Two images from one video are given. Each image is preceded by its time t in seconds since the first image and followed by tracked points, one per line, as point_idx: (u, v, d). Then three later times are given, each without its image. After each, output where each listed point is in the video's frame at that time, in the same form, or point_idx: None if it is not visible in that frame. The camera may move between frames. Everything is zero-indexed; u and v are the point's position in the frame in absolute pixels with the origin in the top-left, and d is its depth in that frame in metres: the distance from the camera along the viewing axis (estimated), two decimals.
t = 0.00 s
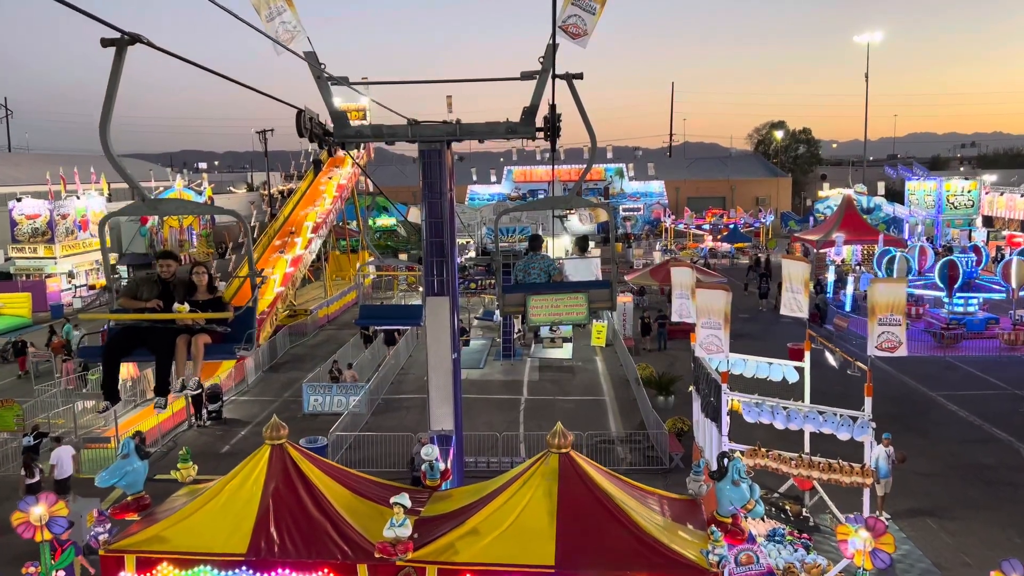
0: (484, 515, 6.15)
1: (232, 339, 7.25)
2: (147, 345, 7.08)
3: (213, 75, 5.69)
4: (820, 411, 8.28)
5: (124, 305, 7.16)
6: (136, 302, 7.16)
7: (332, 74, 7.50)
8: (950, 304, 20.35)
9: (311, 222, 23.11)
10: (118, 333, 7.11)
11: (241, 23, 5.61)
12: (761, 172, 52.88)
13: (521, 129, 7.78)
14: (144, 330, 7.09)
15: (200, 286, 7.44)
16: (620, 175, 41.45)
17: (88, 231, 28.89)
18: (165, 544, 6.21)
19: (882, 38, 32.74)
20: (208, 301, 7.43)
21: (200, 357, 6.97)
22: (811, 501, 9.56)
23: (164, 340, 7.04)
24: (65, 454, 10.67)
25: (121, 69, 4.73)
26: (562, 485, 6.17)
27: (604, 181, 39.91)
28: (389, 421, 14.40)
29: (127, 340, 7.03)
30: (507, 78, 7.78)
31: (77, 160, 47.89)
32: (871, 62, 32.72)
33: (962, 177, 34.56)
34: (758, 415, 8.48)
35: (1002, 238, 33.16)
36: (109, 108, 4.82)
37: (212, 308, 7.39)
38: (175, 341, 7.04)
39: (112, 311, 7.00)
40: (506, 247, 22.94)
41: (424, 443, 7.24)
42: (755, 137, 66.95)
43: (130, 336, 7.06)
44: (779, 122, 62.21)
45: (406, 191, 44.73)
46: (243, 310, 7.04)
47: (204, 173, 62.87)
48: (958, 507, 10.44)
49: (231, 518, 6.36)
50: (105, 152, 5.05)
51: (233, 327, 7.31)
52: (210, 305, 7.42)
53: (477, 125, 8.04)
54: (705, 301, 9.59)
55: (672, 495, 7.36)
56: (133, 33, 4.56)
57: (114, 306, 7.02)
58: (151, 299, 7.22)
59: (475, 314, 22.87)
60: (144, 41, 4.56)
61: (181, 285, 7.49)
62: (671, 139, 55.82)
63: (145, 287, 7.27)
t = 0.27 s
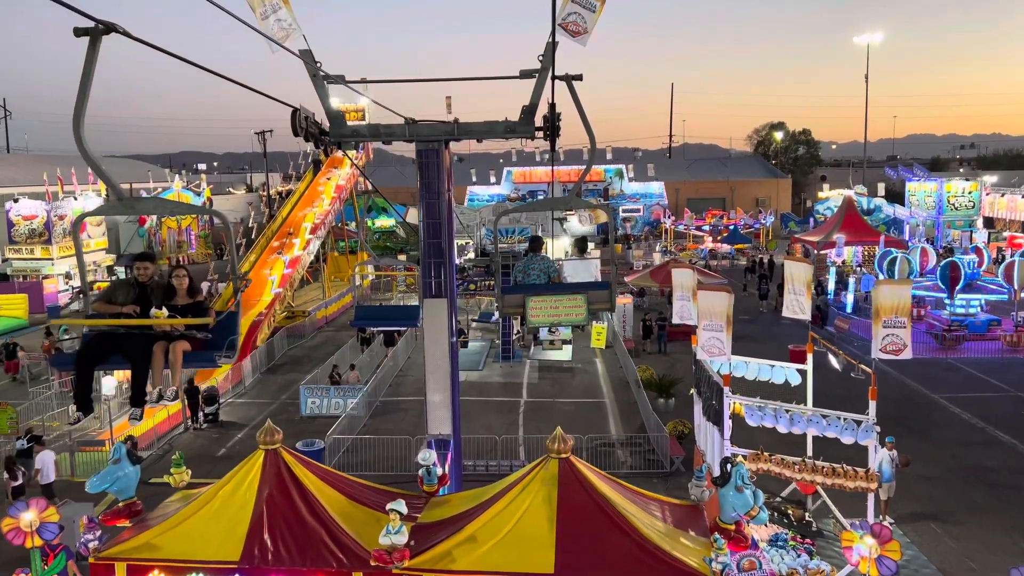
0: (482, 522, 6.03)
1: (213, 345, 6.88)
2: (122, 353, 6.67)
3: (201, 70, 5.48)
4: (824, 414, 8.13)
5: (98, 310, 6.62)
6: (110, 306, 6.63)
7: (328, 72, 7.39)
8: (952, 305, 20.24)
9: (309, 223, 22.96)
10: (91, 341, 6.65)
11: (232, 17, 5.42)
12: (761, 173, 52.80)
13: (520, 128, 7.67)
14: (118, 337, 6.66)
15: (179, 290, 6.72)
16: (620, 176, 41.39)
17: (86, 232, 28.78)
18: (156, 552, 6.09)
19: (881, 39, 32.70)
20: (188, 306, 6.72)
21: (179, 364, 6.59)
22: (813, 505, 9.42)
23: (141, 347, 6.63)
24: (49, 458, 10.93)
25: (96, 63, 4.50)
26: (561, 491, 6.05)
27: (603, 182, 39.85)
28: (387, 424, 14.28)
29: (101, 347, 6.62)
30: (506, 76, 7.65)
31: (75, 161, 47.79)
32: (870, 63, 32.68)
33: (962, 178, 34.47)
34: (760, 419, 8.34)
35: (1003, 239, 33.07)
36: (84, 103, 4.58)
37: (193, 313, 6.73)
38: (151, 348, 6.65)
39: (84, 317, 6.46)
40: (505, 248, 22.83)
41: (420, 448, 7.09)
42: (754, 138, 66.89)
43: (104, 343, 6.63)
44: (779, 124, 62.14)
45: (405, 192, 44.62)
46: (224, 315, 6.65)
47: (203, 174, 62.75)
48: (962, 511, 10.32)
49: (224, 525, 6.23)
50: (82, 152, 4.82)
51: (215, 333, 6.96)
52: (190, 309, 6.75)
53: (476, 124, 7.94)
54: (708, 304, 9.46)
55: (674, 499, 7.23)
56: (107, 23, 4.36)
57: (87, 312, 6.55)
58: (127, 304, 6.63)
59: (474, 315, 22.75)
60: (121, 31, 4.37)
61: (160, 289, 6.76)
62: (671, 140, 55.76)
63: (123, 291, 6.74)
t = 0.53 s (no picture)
0: (480, 528, 5.89)
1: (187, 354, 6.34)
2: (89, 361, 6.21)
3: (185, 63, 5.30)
4: (828, 418, 8.03)
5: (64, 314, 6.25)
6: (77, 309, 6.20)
7: (324, 69, 7.26)
8: (954, 307, 20.11)
9: (307, 223, 22.81)
10: (57, 347, 6.22)
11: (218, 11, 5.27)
12: (761, 173, 52.70)
13: (518, 126, 7.52)
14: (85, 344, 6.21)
15: (152, 294, 6.54)
16: (619, 177, 41.36)
17: (83, 233, 28.61)
18: (146, 559, 5.94)
19: (882, 40, 32.62)
20: (161, 311, 6.53)
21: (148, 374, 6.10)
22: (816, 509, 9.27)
23: (110, 354, 6.18)
24: (29, 459, 10.71)
25: (63, 49, 4.31)
26: (560, 497, 5.91)
27: (602, 183, 39.80)
28: (384, 426, 14.13)
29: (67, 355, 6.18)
30: (505, 73, 7.52)
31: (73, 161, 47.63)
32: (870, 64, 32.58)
33: (963, 179, 34.36)
34: (764, 423, 8.21)
35: (1004, 240, 32.95)
36: (51, 93, 4.41)
37: (166, 319, 6.51)
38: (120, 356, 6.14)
39: (48, 321, 6.16)
40: (504, 249, 22.70)
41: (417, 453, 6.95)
42: (754, 138, 66.81)
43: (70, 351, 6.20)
44: (778, 124, 62.04)
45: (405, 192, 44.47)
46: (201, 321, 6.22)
47: (201, 174, 62.59)
48: (966, 515, 10.18)
49: (216, 532, 6.09)
50: (48, 147, 4.60)
51: (189, 341, 6.40)
52: (163, 316, 6.55)
53: (474, 122, 7.81)
54: (710, 307, 9.21)
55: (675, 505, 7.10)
56: (73, 8, 4.19)
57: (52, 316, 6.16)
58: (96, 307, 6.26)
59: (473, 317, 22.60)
60: (88, 17, 4.21)
61: (130, 292, 6.57)
62: (671, 141, 55.67)
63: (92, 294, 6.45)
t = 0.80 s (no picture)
0: (477, 535, 5.76)
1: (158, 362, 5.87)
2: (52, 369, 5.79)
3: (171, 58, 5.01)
4: (832, 421, 7.91)
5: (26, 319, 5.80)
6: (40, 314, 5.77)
7: (319, 66, 7.13)
8: (956, 308, 20.00)
9: (305, 223, 22.66)
10: (18, 355, 5.80)
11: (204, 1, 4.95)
12: (761, 174, 52.63)
13: (517, 123, 7.40)
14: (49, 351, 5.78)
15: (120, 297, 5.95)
16: (619, 178, 41.30)
17: (80, 232, 28.45)
18: (136, 566, 5.80)
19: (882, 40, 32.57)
20: (129, 315, 5.94)
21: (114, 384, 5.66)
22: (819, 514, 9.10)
23: (73, 362, 5.72)
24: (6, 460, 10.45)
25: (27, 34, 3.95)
26: (560, 503, 5.78)
27: (602, 183, 39.73)
28: (382, 428, 14.00)
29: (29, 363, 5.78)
30: (505, 70, 7.39)
31: (71, 161, 47.44)
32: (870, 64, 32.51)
33: (964, 180, 34.29)
34: (767, 426, 8.07)
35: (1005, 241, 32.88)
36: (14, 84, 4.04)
37: (135, 324, 5.91)
38: (85, 364, 5.70)
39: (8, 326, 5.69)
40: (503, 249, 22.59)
41: (414, 457, 6.83)
42: (754, 139, 66.74)
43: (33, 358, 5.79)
44: (778, 125, 61.97)
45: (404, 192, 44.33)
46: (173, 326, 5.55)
47: (199, 174, 62.41)
48: (971, 519, 10.06)
49: (208, 538, 5.95)
50: (12, 142, 4.19)
51: (160, 348, 5.92)
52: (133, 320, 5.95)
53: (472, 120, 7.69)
54: (712, 309, 9.10)
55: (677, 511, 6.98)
56: None
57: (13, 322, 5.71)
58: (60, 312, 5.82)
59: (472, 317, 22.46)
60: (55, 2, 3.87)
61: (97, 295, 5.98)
62: (671, 141, 55.57)
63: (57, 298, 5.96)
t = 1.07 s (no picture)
0: (473, 541, 5.62)
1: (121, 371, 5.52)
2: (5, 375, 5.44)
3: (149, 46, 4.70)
4: (835, 424, 7.79)
5: None
6: None
7: (314, 62, 7.02)
8: (956, 308, 19.90)
9: (302, 222, 22.52)
10: None
11: None
12: (760, 173, 52.58)
13: (514, 120, 7.28)
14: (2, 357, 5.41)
15: (83, 300, 5.59)
16: (618, 177, 41.19)
17: (76, 231, 28.31)
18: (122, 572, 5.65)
19: (881, 39, 32.51)
20: (92, 320, 5.59)
21: (74, 395, 5.31)
22: (820, 517, 8.90)
23: (28, 370, 5.40)
24: None
25: None
26: (557, 508, 5.65)
27: (601, 182, 39.75)
28: (378, 429, 13.86)
29: None
30: (502, 66, 7.27)
31: (68, 159, 47.28)
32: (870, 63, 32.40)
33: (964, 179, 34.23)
34: (769, 428, 7.97)
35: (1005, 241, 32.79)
36: None
37: (98, 330, 5.57)
38: (42, 372, 5.38)
39: None
40: (502, 248, 22.46)
41: (412, 460, 6.73)
42: (753, 138, 66.66)
43: None
44: (778, 124, 61.88)
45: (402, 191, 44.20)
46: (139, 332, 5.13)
47: (197, 172, 62.25)
48: (974, 523, 9.94)
49: (196, 543, 5.80)
50: None
51: (124, 357, 5.57)
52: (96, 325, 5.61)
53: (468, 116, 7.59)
54: (713, 310, 9.01)
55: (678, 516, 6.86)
56: None
57: None
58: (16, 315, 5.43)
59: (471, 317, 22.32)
60: None
61: (58, 297, 5.59)
62: (670, 140, 55.50)
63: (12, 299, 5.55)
